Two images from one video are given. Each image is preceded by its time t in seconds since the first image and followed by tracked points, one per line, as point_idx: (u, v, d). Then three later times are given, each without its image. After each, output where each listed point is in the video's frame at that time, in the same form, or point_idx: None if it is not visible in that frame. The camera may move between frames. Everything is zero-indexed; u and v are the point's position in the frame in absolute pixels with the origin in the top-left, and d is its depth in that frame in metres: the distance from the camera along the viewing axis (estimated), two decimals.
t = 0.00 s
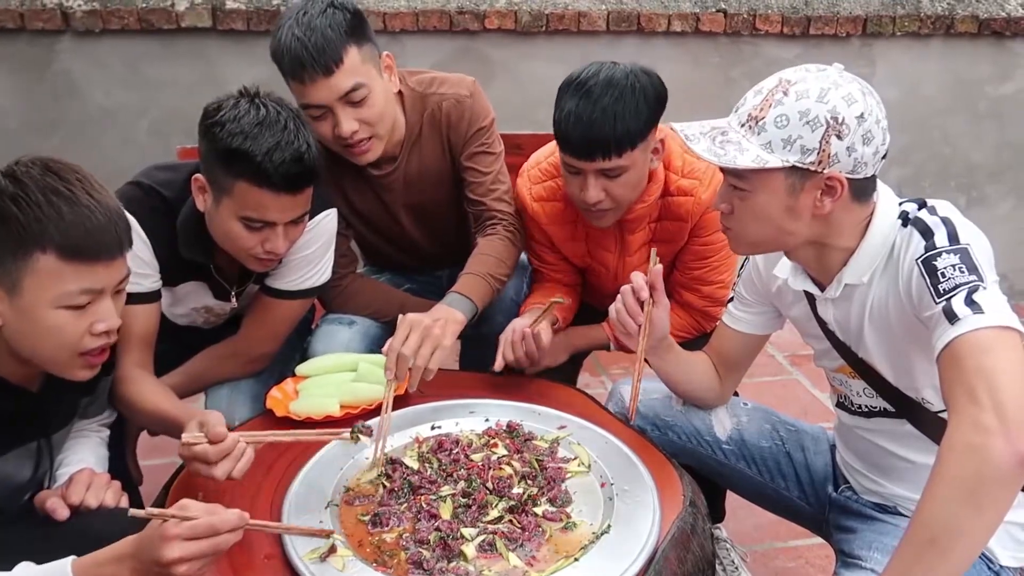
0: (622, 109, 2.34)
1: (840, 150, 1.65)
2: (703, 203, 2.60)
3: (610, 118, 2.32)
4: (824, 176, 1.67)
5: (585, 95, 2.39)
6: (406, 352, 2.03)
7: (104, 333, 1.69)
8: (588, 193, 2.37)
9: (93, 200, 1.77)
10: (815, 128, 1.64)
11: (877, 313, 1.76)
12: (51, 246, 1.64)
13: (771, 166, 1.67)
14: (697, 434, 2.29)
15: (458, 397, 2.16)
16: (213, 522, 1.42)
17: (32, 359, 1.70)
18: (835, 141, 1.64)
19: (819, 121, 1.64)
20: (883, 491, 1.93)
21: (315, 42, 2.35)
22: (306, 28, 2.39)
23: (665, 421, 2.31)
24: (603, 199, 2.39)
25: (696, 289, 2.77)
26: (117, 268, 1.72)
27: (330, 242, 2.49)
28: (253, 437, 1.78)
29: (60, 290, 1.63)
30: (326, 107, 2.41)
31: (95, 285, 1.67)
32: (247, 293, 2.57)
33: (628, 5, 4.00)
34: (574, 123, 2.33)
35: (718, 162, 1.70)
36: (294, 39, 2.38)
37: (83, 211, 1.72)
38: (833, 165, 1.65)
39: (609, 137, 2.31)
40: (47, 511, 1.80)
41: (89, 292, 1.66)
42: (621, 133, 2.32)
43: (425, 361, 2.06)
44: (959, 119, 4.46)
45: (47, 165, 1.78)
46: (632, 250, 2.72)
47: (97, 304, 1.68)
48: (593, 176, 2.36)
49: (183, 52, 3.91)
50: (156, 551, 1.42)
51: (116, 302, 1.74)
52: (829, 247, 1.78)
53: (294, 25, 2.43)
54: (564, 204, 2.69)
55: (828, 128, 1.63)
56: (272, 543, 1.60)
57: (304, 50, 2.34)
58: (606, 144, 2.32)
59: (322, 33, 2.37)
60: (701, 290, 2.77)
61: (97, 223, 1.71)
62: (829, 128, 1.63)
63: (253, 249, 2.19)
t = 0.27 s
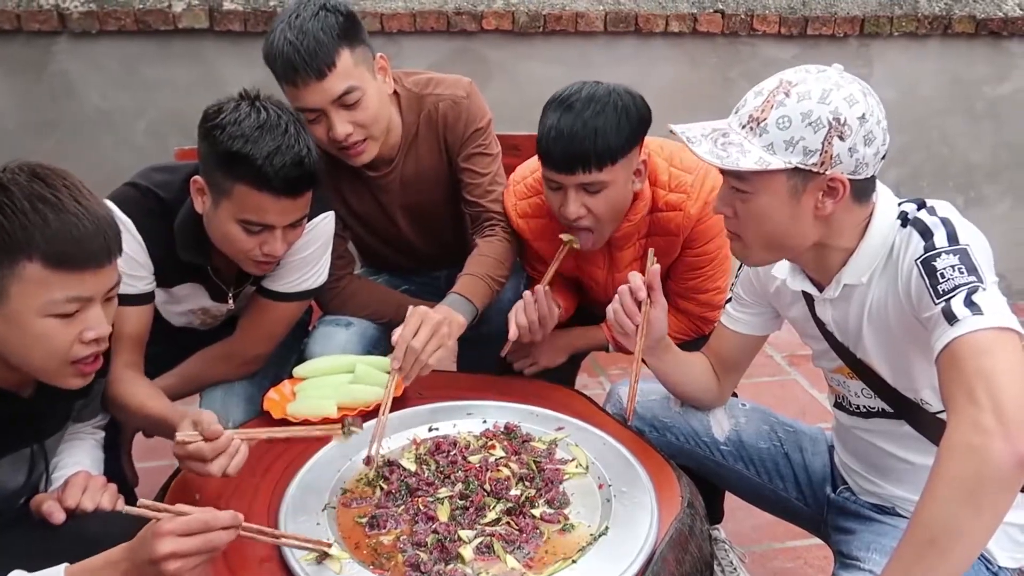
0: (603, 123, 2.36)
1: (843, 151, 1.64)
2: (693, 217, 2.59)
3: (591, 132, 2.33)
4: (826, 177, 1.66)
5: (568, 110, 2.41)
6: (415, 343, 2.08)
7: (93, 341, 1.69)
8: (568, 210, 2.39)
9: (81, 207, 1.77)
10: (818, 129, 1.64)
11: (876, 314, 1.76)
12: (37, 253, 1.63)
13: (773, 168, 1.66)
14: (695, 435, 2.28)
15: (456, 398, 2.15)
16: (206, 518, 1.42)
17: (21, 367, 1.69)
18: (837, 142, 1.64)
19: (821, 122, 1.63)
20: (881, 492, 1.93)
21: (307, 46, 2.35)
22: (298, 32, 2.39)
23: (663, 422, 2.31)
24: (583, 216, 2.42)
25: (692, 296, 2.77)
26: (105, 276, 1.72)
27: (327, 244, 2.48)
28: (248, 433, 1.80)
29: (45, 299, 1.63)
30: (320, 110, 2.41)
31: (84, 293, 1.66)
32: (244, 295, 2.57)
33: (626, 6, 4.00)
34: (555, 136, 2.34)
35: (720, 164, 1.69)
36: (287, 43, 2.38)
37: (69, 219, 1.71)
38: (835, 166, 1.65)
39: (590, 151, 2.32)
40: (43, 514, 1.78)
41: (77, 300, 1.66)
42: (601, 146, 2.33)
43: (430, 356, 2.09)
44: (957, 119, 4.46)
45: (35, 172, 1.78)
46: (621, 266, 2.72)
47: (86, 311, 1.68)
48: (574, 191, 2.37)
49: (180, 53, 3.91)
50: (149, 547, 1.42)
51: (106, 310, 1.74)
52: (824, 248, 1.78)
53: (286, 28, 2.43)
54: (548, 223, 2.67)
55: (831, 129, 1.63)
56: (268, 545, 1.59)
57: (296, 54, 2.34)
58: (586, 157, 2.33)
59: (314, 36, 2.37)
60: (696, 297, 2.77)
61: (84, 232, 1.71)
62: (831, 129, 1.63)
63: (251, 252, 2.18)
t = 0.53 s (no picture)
0: (579, 136, 2.35)
1: (844, 152, 1.64)
2: (690, 216, 2.59)
3: (568, 148, 2.34)
4: (828, 179, 1.66)
5: (545, 123, 2.41)
6: (413, 344, 2.09)
7: (92, 341, 1.68)
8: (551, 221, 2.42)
9: (80, 207, 1.77)
10: (819, 131, 1.64)
11: (875, 315, 1.76)
12: (35, 254, 1.63)
13: (776, 170, 1.66)
14: (693, 436, 2.28)
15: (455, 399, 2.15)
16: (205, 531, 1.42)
17: (20, 365, 1.69)
18: (839, 144, 1.63)
19: (822, 124, 1.64)
20: (880, 493, 1.93)
21: (300, 48, 2.35)
22: (292, 35, 2.39)
23: (662, 423, 2.30)
24: (567, 225, 2.44)
25: (691, 297, 2.77)
26: (104, 276, 1.71)
27: (323, 246, 2.48)
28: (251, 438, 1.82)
29: (44, 299, 1.63)
30: (315, 112, 2.41)
31: (82, 293, 1.66)
32: (241, 297, 2.55)
33: (624, 7, 4.00)
34: (532, 153, 2.36)
35: (722, 167, 1.70)
36: (280, 46, 2.38)
37: (67, 218, 1.71)
38: (837, 168, 1.65)
39: (567, 167, 2.33)
40: (41, 516, 1.80)
41: (76, 299, 1.65)
42: (579, 161, 2.34)
43: (429, 358, 2.11)
44: (955, 120, 4.46)
45: (33, 172, 1.78)
46: (618, 267, 2.72)
47: (84, 311, 1.67)
48: (556, 205, 2.40)
49: (178, 54, 3.90)
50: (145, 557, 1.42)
51: (105, 310, 1.73)
52: (820, 250, 1.78)
53: (280, 31, 2.43)
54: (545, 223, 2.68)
55: (832, 131, 1.63)
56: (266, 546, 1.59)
57: (289, 57, 2.34)
58: (564, 173, 2.34)
59: (307, 38, 2.37)
60: (694, 296, 2.77)
61: (82, 231, 1.70)
62: (833, 131, 1.63)
63: (248, 257, 2.18)
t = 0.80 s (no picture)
0: (598, 119, 2.37)
1: (847, 154, 1.64)
2: (698, 208, 2.61)
3: (586, 129, 2.35)
4: (830, 181, 1.66)
5: (563, 106, 2.43)
6: (404, 366, 2.01)
7: (96, 343, 1.68)
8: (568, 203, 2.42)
9: (85, 207, 1.77)
10: (822, 133, 1.63)
11: (876, 318, 1.76)
12: (40, 255, 1.64)
13: (778, 172, 1.66)
14: (694, 437, 2.28)
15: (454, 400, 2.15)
16: None
17: (24, 368, 1.70)
18: (842, 146, 1.63)
19: (825, 126, 1.63)
20: (880, 494, 1.93)
21: (298, 51, 2.35)
22: (289, 37, 2.39)
23: (662, 424, 2.30)
24: (583, 209, 2.44)
25: (693, 293, 2.78)
26: (108, 278, 1.72)
27: (321, 247, 2.48)
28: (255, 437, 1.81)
29: (48, 300, 1.63)
30: (312, 115, 2.41)
31: (86, 295, 1.66)
32: (240, 301, 2.54)
33: (624, 7, 4.00)
34: (550, 134, 2.36)
35: (725, 169, 1.68)
36: (278, 48, 2.38)
37: (72, 219, 1.72)
38: (839, 170, 1.65)
39: (584, 148, 2.34)
40: (42, 518, 1.77)
41: (80, 301, 1.65)
42: (596, 143, 2.35)
43: (423, 379, 2.03)
44: (955, 120, 4.46)
45: (38, 173, 1.78)
46: (624, 258, 2.72)
47: (88, 313, 1.67)
48: (573, 187, 2.41)
49: (178, 54, 3.90)
50: None
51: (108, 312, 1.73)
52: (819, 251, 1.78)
53: (277, 34, 2.43)
54: (555, 211, 2.70)
55: (835, 132, 1.63)
56: (268, 547, 1.59)
57: (287, 60, 2.34)
58: (581, 154, 2.34)
59: (305, 41, 2.37)
60: (697, 293, 2.77)
61: (86, 232, 1.71)
62: (836, 133, 1.63)
63: (247, 257, 2.19)
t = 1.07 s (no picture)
0: (635, 86, 2.39)
1: (864, 142, 1.66)
2: (707, 197, 2.62)
3: (623, 94, 2.36)
4: (849, 169, 1.66)
5: (600, 72, 2.44)
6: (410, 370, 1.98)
7: (104, 352, 1.70)
8: (595, 167, 2.42)
9: (94, 216, 1.77)
10: (842, 120, 1.64)
11: (881, 319, 1.76)
12: (49, 264, 1.64)
13: (801, 160, 1.65)
14: (695, 438, 2.28)
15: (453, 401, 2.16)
16: None
17: (32, 376, 1.71)
18: (860, 133, 1.65)
19: (845, 113, 1.65)
20: (882, 495, 1.93)
21: (301, 54, 2.35)
22: (292, 41, 2.40)
23: (664, 426, 2.31)
24: (609, 175, 2.44)
25: (697, 286, 2.78)
26: (116, 287, 1.73)
27: (321, 255, 2.46)
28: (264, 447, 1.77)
29: (57, 309, 1.64)
30: (315, 117, 2.42)
31: (94, 304, 1.68)
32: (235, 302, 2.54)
33: (626, 8, 3.99)
34: (587, 95, 2.37)
35: (750, 155, 1.66)
36: (281, 52, 2.38)
37: (83, 228, 1.72)
38: (857, 158, 1.66)
39: (620, 112, 2.35)
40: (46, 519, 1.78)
41: (88, 310, 1.67)
42: (632, 108, 2.36)
43: (427, 380, 2.02)
44: (956, 121, 4.46)
45: (48, 180, 1.79)
46: (635, 242, 2.73)
47: (95, 322, 1.69)
48: (601, 151, 2.41)
49: (180, 56, 3.91)
50: None
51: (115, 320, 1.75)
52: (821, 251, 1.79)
53: (280, 37, 2.43)
54: (570, 193, 2.71)
55: (854, 120, 1.64)
56: (270, 549, 1.59)
57: (290, 63, 2.35)
58: (616, 117, 2.35)
59: (307, 44, 2.37)
60: (702, 286, 2.77)
61: (96, 241, 1.71)
62: (854, 120, 1.64)
63: (248, 260, 2.20)
